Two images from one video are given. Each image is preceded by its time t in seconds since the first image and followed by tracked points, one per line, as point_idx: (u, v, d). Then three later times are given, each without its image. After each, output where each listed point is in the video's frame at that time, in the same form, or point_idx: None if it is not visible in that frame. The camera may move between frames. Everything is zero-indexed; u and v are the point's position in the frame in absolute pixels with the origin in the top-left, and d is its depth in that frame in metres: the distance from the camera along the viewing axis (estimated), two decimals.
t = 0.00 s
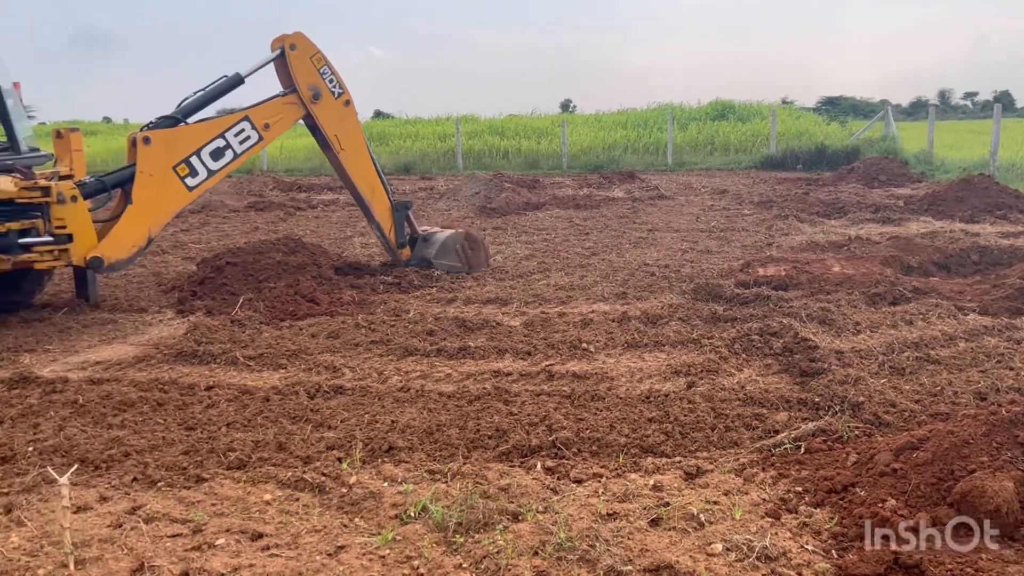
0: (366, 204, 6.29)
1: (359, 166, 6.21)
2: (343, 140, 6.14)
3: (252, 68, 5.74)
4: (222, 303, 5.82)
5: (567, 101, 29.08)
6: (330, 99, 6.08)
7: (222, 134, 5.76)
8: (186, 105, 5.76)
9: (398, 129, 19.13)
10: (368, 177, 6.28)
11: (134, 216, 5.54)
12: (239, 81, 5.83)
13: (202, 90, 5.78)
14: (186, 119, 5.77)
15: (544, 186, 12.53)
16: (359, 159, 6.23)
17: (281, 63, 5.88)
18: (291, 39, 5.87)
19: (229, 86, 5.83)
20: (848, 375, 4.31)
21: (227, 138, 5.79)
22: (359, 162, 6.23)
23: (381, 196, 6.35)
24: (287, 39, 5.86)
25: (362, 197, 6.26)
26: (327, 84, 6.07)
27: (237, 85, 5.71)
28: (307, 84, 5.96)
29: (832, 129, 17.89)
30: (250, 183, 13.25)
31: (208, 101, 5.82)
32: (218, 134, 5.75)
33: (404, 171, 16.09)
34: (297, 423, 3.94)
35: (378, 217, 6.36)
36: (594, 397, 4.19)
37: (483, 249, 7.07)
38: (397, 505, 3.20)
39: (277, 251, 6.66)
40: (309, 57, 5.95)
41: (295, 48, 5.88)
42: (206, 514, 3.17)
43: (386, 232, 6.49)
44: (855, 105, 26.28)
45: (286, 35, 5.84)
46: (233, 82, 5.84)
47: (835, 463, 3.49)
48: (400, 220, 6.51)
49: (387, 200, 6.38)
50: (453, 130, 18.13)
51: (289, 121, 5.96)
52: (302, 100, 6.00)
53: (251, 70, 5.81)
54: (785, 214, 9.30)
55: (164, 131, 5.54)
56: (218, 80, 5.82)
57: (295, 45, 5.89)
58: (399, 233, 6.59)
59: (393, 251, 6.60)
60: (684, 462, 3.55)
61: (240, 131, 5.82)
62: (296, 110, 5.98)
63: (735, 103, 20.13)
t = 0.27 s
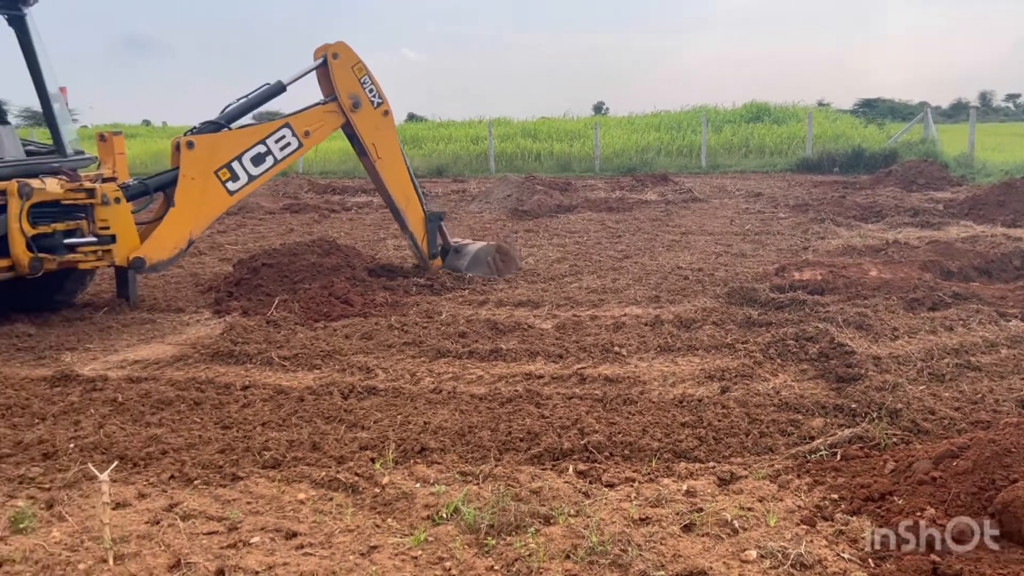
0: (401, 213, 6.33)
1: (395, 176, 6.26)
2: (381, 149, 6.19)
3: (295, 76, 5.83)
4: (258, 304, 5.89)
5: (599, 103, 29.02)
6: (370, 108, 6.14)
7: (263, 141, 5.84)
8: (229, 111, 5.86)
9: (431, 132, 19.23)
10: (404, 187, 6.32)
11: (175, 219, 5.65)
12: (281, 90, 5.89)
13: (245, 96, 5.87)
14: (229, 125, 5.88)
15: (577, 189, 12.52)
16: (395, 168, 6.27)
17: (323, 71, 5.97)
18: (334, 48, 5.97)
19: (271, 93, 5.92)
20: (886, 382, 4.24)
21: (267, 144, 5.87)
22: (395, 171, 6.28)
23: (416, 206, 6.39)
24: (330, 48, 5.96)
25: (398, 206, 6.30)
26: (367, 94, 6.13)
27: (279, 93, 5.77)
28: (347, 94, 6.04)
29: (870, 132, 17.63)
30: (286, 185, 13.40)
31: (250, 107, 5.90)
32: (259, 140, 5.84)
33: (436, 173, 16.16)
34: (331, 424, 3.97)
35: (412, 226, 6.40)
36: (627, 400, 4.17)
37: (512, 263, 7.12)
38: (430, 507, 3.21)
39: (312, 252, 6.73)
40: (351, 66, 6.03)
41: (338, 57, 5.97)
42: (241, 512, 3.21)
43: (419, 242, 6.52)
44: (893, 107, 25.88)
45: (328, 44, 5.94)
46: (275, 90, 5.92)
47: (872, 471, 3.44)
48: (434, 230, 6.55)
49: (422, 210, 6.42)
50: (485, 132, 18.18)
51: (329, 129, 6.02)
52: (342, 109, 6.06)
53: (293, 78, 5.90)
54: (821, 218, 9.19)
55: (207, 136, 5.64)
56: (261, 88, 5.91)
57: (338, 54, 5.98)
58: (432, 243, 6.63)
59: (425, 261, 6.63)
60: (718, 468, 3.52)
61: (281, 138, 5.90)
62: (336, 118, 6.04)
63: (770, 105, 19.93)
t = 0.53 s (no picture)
0: (432, 221, 6.39)
1: (428, 185, 6.30)
2: (416, 157, 6.23)
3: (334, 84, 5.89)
4: (291, 306, 5.96)
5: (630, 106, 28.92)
6: (406, 117, 6.18)
7: (300, 147, 5.91)
8: (268, 116, 5.93)
9: (462, 135, 19.30)
10: (436, 196, 6.36)
11: (212, 222, 5.72)
12: (321, 97, 5.98)
13: (284, 102, 5.93)
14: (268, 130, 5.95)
15: (608, 192, 12.48)
16: (430, 177, 6.31)
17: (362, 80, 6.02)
18: (373, 57, 6.02)
19: (309, 100, 5.98)
20: (922, 389, 4.17)
21: (305, 150, 5.94)
22: (429, 181, 6.32)
23: (447, 215, 6.43)
24: (369, 57, 6.01)
25: (429, 214, 6.35)
26: (404, 103, 6.17)
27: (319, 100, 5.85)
28: (385, 102, 6.09)
29: (907, 135, 17.36)
30: (318, 188, 13.53)
31: (289, 113, 5.97)
32: (297, 146, 5.90)
33: (466, 176, 16.21)
34: (362, 425, 4.00)
35: (443, 235, 6.44)
36: (657, 405, 4.15)
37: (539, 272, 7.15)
38: (459, 509, 3.22)
39: (344, 255, 6.78)
40: (389, 75, 6.08)
41: (376, 66, 6.02)
42: (274, 512, 3.24)
43: (449, 251, 6.56)
44: (931, 110, 25.48)
45: (368, 53, 6.00)
46: (314, 97, 5.98)
47: (907, 479, 3.38)
48: (463, 240, 6.58)
49: (453, 220, 6.46)
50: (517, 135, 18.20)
51: (365, 137, 6.08)
52: (379, 117, 6.12)
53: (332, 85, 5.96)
54: (856, 221, 9.07)
55: (246, 140, 5.71)
56: (300, 94, 5.97)
57: (377, 63, 6.03)
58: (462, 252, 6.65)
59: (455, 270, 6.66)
60: (749, 475, 3.49)
61: (318, 145, 5.96)
62: (373, 126, 6.11)
63: (805, 108, 19.72)
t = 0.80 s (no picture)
0: (462, 224, 6.41)
1: (459, 187, 6.33)
2: (447, 159, 6.26)
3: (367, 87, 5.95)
4: (322, 308, 6.01)
5: (660, 109, 28.80)
6: (438, 120, 6.21)
7: (333, 148, 5.97)
8: (303, 118, 5.99)
9: (491, 138, 19.36)
10: (467, 199, 6.39)
11: (246, 222, 5.80)
12: (355, 99, 6.04)
13: (319, 104, 5.99)
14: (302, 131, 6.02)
15: (637, 195, 12.43)
16: (460, 179, 6.34)
17: (394, 82, 6.07)
18: (406, 60, 6.06)
19: (343, 102, 6.04)
20: (958, 396, 4.10)
21: (337, 152, 5.99)
22: (460, 183, 6.35)
23: (477, 218, 6.44)
24: (402, 60, 6.05)
25: (459, 217, 6.38)
26: (436, 106, 6.21)
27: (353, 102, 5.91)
28: (417, 104, 6.13)
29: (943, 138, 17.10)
30: (349, 191, 13.64)
31: (324, 115, 6.03)
32: (330, 147, 5.96)
33: (495, 180, 16.25)
34: (391, 426, 4.02)
35: (473, 237, 6.46)
36: (686, 410, 4.13)
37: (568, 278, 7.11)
38: (487, 511, 3.23)
39: (374, 257, 6.83)
40: (422, 78, 6.11)
41: (409, 69, 6.06)
42: (304, 511, 3.27)
43: (479, 253, 6.57)
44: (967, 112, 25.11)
45: (401, 57, 6.03)
46: (348, 99, 6.05)
47: (942, 487, 3.33)
48: (495, 242, 6.57)
49: (484, 223, 6.47)
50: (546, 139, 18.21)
51: (398, 139, 6.12)
52: (411, 119, 6.16)
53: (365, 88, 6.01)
54: (890, 226, 8.95)
55: (280, 142, 5.79)
56: (334, 96, 6.03)
57: (410, 66, 6.07)
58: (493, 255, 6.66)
59: (484, 273, 6.67)
60: (780, 481, 3.46)
61: (350, 146, 6.02)
62: (405, 129, 6.15)
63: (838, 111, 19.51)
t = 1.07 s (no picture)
0: (490, 224, 6.43)
1: (487, 189, 6.35)
2: (476, 161, 6.29)
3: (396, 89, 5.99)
4: (350, 310, 6.06)
5: (688, 113, 28.67)
6: (466, 122, 6.25)
7: (363, 150, 6.01)
8: (333, 120, 6.04)
9: (518, 142, 19.38)
10: (495, 200, 6.41)
11: (277, 223, 5.86)
12: (384, 101, 6.08)
13: (348, 107, 6.04)
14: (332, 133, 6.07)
15: (664, 199, 12.38)
16: (489, 181, 6.36)
17: (423, 84, 6.11)
18: (435, 61, 6.11)
19: (372, 104, 6.09)
20: (992, 403, 4.04)
21: (367, 154, 6.04)
22: (488, 184, 6.37)
23: (505, 219, 6.46)
24: (431, 62, 6.09)
25: (488, 218, 6.40)
26: (464, 107, 6.24)
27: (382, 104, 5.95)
28: (445, 106, 6.17)
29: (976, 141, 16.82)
30: (377, 194, 13.72)
31: (353, 117, 6.08)
32: (359, 149, 6.01)
33: (522, 183, 16.27)
34: (418, 428, 4.04)
35: (501, 238, 6.47)
36: (714, 415, 4.11)
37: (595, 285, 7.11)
38: (513, 514, 3.23)
39: (401, 260, 6.87)
40: (450, 80, 6.15)
41: (438, 71, 6.10)
42: (332, 512, 3.30)
43: (507, 254, 6.58)
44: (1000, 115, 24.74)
45: (430, 58, 6.09)
46: (377, 101, 6.09)
47: (975, 495, 3.28)
48: (526, 243, 6.63)
49: (512, 224, 6.48)
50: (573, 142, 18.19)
51: (426, 140, 6.16)
52: (440, 122, 6.20)
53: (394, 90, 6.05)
54: (922, 230, 8.84)
55: (310, 144, 5.84)
56: (363, 98, 6.08)
57: (439, 68, 6.11)
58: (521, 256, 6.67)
59: (512, 274, 6.67)
60: (809, 487, 3.43)
61: (379, 148, 6.06)
62: (434, 130, 6.19)
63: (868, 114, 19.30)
